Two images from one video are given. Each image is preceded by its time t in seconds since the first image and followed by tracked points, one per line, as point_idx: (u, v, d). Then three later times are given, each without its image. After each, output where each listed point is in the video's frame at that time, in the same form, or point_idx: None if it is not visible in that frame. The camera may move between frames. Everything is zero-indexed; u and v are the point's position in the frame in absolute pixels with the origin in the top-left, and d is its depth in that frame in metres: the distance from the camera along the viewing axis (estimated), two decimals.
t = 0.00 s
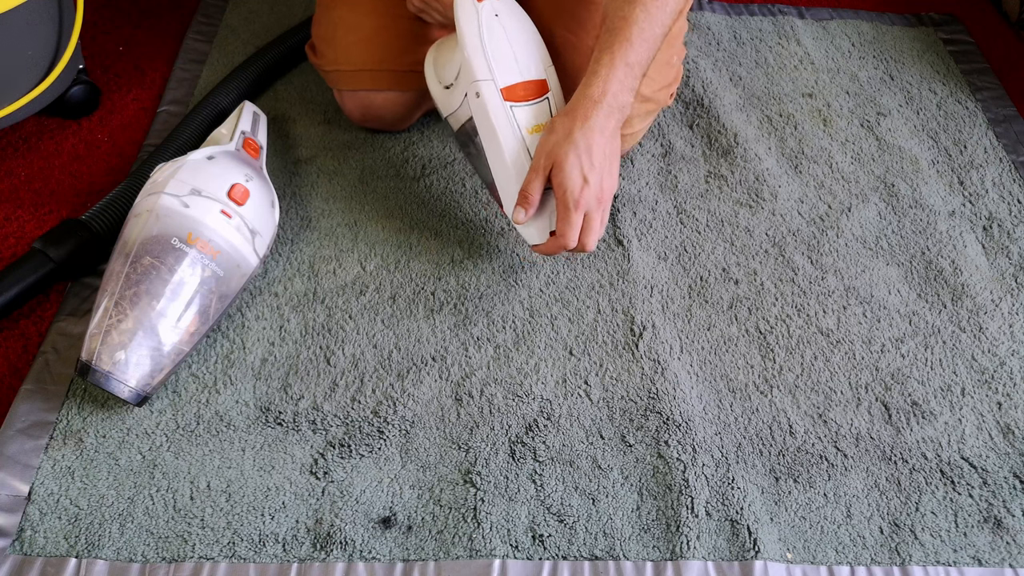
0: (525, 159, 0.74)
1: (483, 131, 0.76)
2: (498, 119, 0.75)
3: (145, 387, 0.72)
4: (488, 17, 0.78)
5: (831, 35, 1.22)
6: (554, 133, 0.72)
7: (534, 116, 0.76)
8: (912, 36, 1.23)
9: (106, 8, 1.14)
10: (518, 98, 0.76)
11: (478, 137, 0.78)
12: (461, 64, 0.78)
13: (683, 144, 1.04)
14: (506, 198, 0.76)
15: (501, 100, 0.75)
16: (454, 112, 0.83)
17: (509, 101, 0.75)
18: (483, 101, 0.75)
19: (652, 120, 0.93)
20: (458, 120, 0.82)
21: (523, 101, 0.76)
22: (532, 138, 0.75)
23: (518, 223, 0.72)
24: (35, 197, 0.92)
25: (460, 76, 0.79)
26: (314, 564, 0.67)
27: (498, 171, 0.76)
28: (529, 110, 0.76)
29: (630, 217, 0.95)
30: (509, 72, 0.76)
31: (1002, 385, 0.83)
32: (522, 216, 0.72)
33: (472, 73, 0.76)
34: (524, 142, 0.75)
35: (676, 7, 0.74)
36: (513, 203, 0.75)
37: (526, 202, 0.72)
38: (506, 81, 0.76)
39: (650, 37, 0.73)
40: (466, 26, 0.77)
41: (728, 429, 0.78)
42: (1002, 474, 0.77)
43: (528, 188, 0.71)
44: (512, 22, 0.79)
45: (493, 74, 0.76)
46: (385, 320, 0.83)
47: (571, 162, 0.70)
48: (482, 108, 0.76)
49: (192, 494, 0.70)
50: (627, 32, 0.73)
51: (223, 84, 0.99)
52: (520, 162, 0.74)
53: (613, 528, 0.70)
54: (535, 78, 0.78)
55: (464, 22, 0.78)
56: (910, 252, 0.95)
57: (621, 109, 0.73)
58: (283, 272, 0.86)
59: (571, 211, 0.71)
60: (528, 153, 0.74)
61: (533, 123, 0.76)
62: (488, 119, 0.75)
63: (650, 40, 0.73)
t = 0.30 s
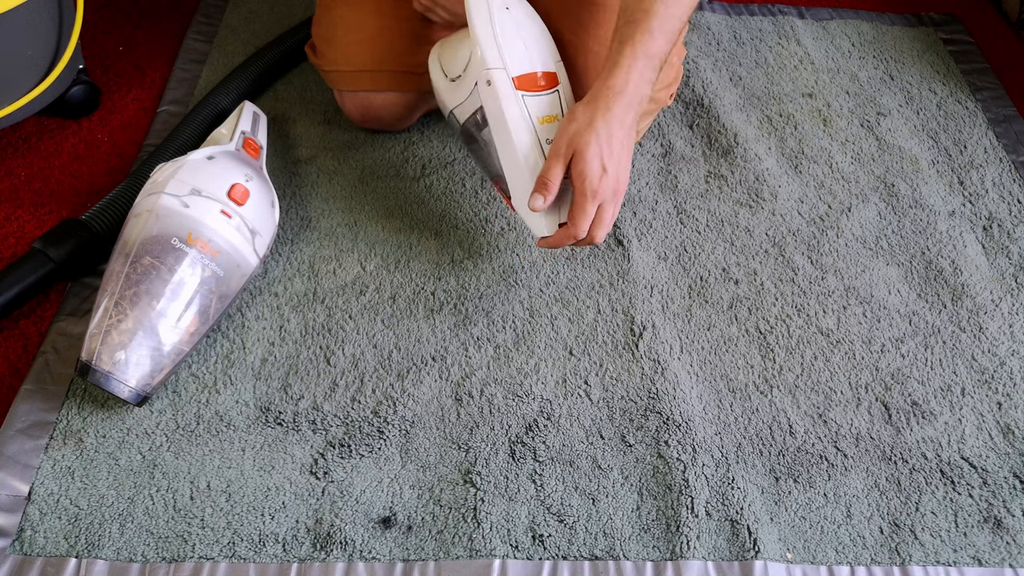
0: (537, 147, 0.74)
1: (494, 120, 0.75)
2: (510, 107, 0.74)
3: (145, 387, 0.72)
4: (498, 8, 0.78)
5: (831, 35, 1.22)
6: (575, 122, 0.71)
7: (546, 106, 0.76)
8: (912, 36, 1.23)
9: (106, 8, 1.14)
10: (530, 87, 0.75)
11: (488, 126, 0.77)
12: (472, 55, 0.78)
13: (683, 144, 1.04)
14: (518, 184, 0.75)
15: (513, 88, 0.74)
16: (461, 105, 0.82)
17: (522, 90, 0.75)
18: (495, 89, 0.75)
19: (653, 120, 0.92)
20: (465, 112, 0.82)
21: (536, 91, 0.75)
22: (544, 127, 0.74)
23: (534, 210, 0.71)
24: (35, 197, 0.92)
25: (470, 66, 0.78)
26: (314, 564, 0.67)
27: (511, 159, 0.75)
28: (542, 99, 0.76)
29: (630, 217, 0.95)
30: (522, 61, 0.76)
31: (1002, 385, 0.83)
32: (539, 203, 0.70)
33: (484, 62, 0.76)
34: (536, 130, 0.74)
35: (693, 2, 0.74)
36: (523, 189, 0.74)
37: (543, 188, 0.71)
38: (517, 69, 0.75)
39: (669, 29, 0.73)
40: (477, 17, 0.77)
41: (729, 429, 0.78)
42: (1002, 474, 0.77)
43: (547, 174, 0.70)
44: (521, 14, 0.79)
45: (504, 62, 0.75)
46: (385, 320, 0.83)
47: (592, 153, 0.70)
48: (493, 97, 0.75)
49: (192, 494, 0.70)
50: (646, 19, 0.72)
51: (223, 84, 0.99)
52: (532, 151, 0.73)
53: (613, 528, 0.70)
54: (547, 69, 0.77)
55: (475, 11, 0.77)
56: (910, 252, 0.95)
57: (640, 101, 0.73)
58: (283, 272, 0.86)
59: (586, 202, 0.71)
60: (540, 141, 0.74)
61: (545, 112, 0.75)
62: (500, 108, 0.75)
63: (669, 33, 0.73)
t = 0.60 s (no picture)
0: (511, 176, 0.75)
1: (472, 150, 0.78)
2: (485, 136, 0.76)
3: (145, 387, 0.72)
4: (482, 32, 0.77)
5: (831, 35, 1.22)
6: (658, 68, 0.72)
7: (523, 129, 0.75)
8: (912, 36, 1.23)
9: (106, 8, 1.14)
10: (506, 110, 0.75)
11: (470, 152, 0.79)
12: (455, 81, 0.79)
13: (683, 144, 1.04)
14: (495, 214, 0.77)
15: (488, 114, 0.76)
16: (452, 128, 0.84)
17: (497, 115, 0.75)
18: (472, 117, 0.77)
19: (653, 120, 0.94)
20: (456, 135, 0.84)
21: (514, 115, 0.75)
22: (519, 153, 0.75)
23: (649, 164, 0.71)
24: (35, 197, 0.92)
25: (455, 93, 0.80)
26: (314, 564, 0.67)
27: (488, 189, 0.77)
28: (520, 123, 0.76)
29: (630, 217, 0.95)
30: (500, 83, 0.76)
31: (1002, 385, 0.83)
32: (656, 153, 0.71)
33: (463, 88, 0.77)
34: (509, 157, 0.75)
35: None
36: (500, 218, 0.77)
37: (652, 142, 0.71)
38: (495, 94, 0.76)
39: None
40: (458, 43, 0.78)
41: (729, 429, 0.78)
42: (1003, 474, 0.77)
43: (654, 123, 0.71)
44: (508, 34, 0.78)
45: (481, 87, 0.76)
46: (385, 320, 0.83)
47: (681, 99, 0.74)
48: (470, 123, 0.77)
49: (192, 494, 0.70)
50: None
51: (223, 84, 0.99)
52: (506, 180, 0.75)
53: (613, 528, 0.70)
54: (529, 88, 0.76)
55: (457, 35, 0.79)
56: (911, 252, 0.95)
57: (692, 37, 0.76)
58: (283, 272, 0.86)
59: (683, 143, 0.74)
60: (513, 169, 0.75)
61: (523, 136, 0.75)
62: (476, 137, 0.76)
63: None
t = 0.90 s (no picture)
0: (508, 276, 0.77)
1: (467, 251, 0.80)
2: (482, 234, 0.79)
3: (145, 387, 0.72)
4: (478, 136, 0.82)
5: (831, 35, 1.22)
6: None
7: (520, 232, 0.79)
8: (912, 36, 1.23)
9: (107, 8, 1.14)
10: (503, 214, 0.79)
11: (463, 253, 0.81)
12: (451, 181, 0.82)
13: (683, 144, 1.04)
14: (490, 315, 0.79)
15: (485, 217, 0.79)
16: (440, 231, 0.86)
17: (494, 217, 0.79)
18: (469, 216, 0.79)
19: (651, 121, 0.95)
20: (445, 238, 0.85)
21: (510, 216, 0.79)
22: (516, 254, 0.78)
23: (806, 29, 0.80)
24: (35, 197, 0.92)
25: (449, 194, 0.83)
26: (314, 564, 0.67)
27: (485, 289, 0.78)
28: (516, 225, 0.79)
29: (630, 217, 0.95)
30: (498, 187, 0.80)
31: (1003, 385, 0.83)
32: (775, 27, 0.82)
33: (460, 191, 0.81)
34: (507, 258, 0.78)
35: None
36: (495, 318, 0.78)
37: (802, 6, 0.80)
38: (491, 197, 0.79)
39: None
40: (456, 144, 0.82)
41: (729, 429, 0.78)
42: (1003, 474, 0.77)
43: None
44: (503, 139, 0.83)
45: (478, 190, 0.80)
46: (384, 320, 0.83)
47: None
48: (467, 224, 0.80)
49: (192, 494, 0.70)
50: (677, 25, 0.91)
51: (223, 84, 0.99)
52: (503, 281, 0.77)
53: (614, 528, 0.70)
54: (524, 193, 0.81)
55: (456, 139, 0.83)
56: (911, 252, 0.95)
57: None
58: (283, 273, 0.86)
59: None
60: (510, 268, 0.77)
61: (519, 240, 0.79)
62: (473, 237, 0.79)
63: None
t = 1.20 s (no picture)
0: (508, 275, 0.77)
1: (466, 250, 0.80)
2: (481, 234, 0.79)
3: (145, 387, 0.72)
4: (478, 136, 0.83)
5: (831, 36, 1.22)
6: None
7: (520, 232, 0.79)
8: (912, 36, 1.23)
9: (107, 8, 1.14)
10: (503, 214, 0.79)
11: (461, 253, 0.81)
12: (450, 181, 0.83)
13: (683, 144, 1.04)
14: (490, 316, 0.79)
15: (484, 216, 0.79)
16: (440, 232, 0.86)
17: (494, 217, 0.79)
18: (468, 215, 0.80)
19: (653, 106, 0.95)
20: (445, 238, 0.85)
21: (509, 216, 0.79)
22: (515, 253, 0.78)
23: None
24: (35, 197, 0.92)
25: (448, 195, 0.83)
26: (314, 564, 0.67)
27: (484, 289, 0.78)
28: (515, 225, 0.79)
29: (630, 217, 0.95)
30: (497, 186, 0.80)
31: (1003, 385, 0.83)
32: None
33: (459, 191, 0.81)
34: (506, 258, 0.78)
35: None
36: (495, 317, 0.78)
37: None
38: (490, 197, 0.80)
39: None
40: (454, 145, 0.83)
41: (729, 429, 0.78)
42: (1003, 474, 0.77)
43: None
44: (501, 140, 0.84)
45: (478, 190, 0.80)
46: (384, 320, 0.83)
47: None
48: (466, 224, 0.80)
49: (192, 494, 0.70)
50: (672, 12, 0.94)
51: (223, 84, 0.99)
52: (503, 280, 0.77)
53: (614, 528, 0.70)
54: (523, 193, 0.81)
55: (456, 140, 0.83)
56: (910, 252, 0.95)
57: None
58: (283, 272, 0.86)
59: None
60: (509, 267, 0.78)
61: (519, 239, 0.79)
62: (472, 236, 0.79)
63: None
